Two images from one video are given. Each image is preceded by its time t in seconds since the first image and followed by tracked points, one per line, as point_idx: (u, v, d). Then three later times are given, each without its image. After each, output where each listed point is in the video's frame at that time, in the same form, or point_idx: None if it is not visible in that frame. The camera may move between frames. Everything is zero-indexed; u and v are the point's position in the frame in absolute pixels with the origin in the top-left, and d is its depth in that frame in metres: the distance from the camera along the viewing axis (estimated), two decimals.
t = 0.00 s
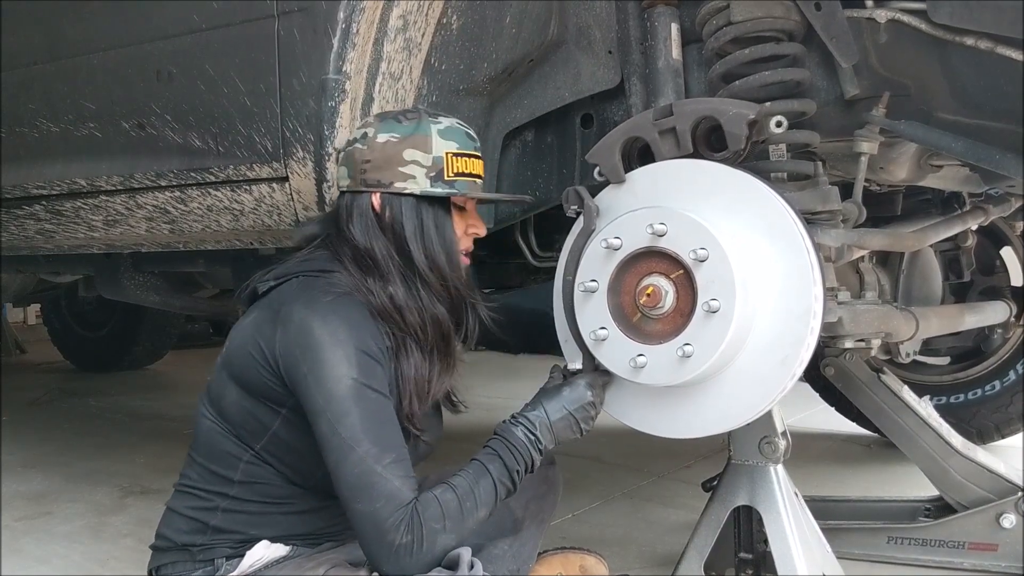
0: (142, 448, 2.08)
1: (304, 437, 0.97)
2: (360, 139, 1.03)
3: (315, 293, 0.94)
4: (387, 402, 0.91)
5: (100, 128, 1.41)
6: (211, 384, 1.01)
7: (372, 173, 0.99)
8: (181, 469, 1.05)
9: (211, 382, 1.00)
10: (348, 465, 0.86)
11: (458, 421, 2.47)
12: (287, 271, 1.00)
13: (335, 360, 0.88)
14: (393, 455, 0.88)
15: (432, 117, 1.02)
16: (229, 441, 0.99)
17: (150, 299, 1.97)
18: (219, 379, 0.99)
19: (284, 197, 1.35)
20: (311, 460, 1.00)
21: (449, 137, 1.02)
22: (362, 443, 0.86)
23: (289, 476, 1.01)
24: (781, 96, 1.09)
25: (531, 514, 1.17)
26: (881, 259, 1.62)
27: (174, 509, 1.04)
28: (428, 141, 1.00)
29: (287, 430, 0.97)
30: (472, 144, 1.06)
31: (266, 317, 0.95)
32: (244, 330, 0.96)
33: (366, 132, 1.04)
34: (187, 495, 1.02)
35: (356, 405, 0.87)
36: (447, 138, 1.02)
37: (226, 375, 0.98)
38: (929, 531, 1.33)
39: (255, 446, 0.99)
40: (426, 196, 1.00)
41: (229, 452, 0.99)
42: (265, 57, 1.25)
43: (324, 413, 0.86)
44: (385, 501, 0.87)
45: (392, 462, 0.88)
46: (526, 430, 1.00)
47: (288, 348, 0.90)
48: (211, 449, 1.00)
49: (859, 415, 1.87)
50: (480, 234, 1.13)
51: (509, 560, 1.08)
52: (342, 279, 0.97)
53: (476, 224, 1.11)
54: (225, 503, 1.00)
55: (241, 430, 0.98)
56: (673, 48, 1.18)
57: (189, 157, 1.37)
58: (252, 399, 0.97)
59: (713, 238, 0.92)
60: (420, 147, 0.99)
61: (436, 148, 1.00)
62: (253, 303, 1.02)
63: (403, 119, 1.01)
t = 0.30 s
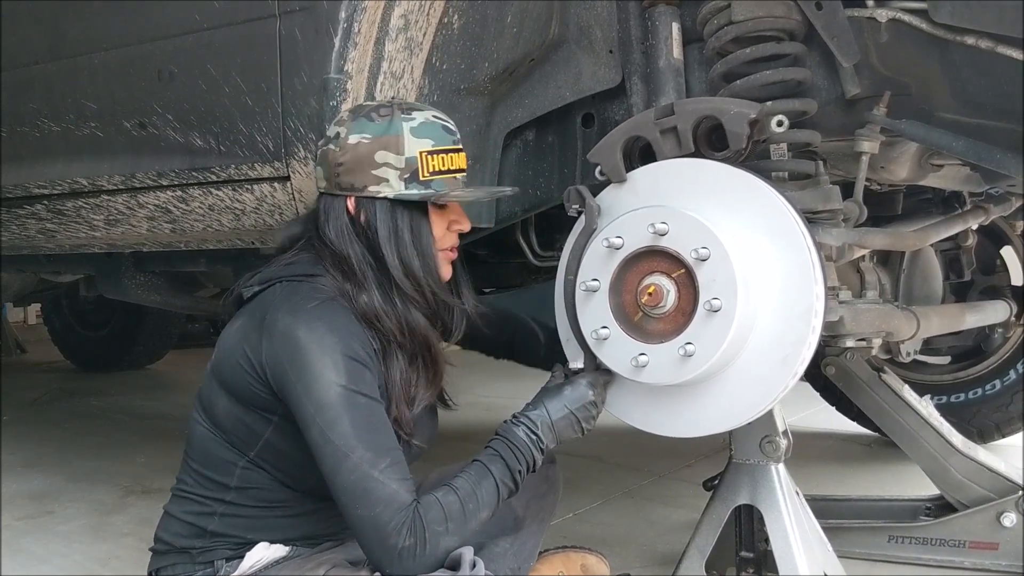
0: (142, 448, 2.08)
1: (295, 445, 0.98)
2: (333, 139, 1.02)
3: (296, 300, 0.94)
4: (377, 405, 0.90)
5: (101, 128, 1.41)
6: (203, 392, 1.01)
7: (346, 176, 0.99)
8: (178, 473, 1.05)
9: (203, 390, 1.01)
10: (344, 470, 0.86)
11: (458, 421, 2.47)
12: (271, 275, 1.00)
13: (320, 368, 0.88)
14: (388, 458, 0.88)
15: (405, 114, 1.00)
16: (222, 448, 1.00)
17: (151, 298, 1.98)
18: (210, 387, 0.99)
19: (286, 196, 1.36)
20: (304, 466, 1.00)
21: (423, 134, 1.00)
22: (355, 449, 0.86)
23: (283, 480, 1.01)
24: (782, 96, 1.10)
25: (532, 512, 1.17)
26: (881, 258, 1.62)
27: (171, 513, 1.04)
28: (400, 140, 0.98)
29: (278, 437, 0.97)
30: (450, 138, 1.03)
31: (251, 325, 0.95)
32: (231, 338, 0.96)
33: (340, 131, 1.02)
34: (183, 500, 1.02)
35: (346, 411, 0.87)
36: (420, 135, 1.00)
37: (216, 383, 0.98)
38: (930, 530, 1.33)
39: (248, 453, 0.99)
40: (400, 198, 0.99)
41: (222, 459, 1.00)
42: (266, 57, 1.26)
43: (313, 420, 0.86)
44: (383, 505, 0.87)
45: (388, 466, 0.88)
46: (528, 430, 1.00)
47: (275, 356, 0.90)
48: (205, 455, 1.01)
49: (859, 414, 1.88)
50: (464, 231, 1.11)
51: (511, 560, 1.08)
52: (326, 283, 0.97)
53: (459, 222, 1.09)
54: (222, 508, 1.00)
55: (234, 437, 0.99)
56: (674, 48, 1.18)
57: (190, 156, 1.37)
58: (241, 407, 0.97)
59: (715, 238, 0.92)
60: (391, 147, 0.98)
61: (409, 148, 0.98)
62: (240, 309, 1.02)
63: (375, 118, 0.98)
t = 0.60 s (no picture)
0: (142, 448, 2.08)
1: (279, 451, 0.97)
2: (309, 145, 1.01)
3: (276, 309, 0.93)
4: (363, 413, 0.90)
5: (102, 129, 1.41)
6: (192, 399, 1.01)
7: (316, 183, 0.97)
8: (173, 478, 1.05)
9: (192, 398, 1.01)
10: (335, 480, 0.86)
11: (457, 421, 2.47)
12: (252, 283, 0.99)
13: (302, 380, 0.87)
14: (379, 465, 0.88)
15: (374, 119, 0.97)
16: (212, 455, 1.00)
17: (151, 299, 1.98)
18: (199, 396, 0.99)
19: (286, 196, 1.37)
20: (292, 474, 0.99)
21: (392, 139, 0.97)
22: (345, 458, 0.86)
23: (274, 487, 1.01)
24: (782, 97, 1.10)
25: (531, 511, 1.17)
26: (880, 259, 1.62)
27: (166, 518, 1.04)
28: (367, 146, 0.96)
29: (266, 446, 0.97)
30: (423, 142, 1.00)
31: (233, 336, 0.94)
32: (216, 348, 0.96)
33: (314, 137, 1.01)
34: (178, 505, 1.03)
35: (331, 421, 0.87)
36: (388, 140, 0.97)
37: (203, 393, 0.98)
38: (930, 530, 1.33)
39: (237, 460, 0.99)
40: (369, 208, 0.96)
41: (212, 465, 1.00)
42: (267, 58, 1.26)
43: (298, 431, 0.86)
44: (379, 511, 0.87)
45: (380, 472, 0.88)
46: (528, 431, 1.00)
47: (255, 369, 0.90)
48: (195, 462, 1.01)
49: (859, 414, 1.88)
50: (444, 237, 1.06)
51: (510, 560, 1.08)
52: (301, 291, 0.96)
53: (438, 228, 1.04)
54: (216, 514, 1.00)
55: (222, 445, 0.99)
56: (673, 48, 1.18)
57: (190, 157, 1.37)
58: (227, 417, 0.97)
59: (714, 238, 0.93)
60: (358, 154, 0.96)
61: (376, 154, 0.96)
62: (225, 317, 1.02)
63: (343, 123, 0.97)
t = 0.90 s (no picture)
0: (142, 449, 2.08)
1: (274, 454, 0.97)
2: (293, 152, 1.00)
3: (266, 316, 0.93)
4: (357, 415, 0.90)
5: (101, 129, 1.40)
6: (189, 403, 1.01)
7: (301, 192, 0.97)
8: (171, 481, 1.05)
9: (189, 401, 1.01)
10: (333, 482, 0.86)
11: (457, 421, 2.47)
12: (245, 287, 1.00)
13: (292, 386, 0.87)
14: (376, 467, 0.88)
15: (352, 122, 0.95)
16: (208, 458, 0.99)
17: (151, 299, 1.97)
18: (194, 399, 0.99)
19: (286, 196, 1.37)
20: (285, 478, 0.99)
21: (371, 141, 0.95)
22: (341, 461, 0.86)
23: (270, 490, 1.01)
24: (783, 96, 1.09)
25: (532, 511, 1.16)
26: (880, 258, 1.61)
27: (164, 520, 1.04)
28: (347, 151, 0.94)
29: (259, 450, 0.97)
30: (405, 142, 0.98)
31: (225, 342, 0.94)
32: (210, 354, 0.96)
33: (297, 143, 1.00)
34: (176, 507, 1.03)
35: (324, 425, 0.87)
36: (367, 143, 0.95)
37: (198, 397, 0.98)
38: (930, 531, 1.33)
39: (232, 463, 0.99)
40: (353, 214, 0.95)
41: (208, 468, 1.00)
42: (266, 58, 1.26)
43: (291, 436, 0.86)
44: (379, 513, 0.87)
45: (378, 474, 0.88)
46: (532, 432, 0.99)
47: (245, 375, 0.89)
48: (192, 464, 1.01)
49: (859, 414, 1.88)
50: (435, 237, 1.04)
51: (509, 560, 1.08)
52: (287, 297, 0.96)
53: (428, 228, 1.02)
54: (213, 517, 1.00)
55: (218, 449, 0.98)
56: (673, 48, 1.18)
57: (189, 157, 1.37)
58: (221, 421, 0.97)
59: (714, 238, 0.92)
60: (337, 160, 0.94)
61: (356, 159, 0.94)
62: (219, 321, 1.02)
63: (322, 129, 0.95)
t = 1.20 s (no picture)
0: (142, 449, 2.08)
1: (269, 457, 0.97)
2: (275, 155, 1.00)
3: (258, 318, 0.92)
4: (350, 415, 0.90)
5: (100, 130, 1.41)
6: (182, 408, 1.01)
7: (286, 194, 0.97)
8: (166, 486, 1.05)
9: (182, 406, 1.01)
10: (331, 482, 0.86)
11: (457, 421, 2.47)
12: (234, 290, 0.99)
13: (285, 387, 0.87)
14: (374, 466, 0.88)
15: (333, 119, 0.96)
16: (201, 462, 1.00)
17: (151, 299, 1.98)
18: (188, 404, 1.00)
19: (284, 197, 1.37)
20: (280, 479, 0.99)
21: (354, 136, 0.95)
22: (338, 461, 0.86)
23: (265, 493, 1.01)
24: (782, 97, 1.10)
25: (530, 510, 1.16)
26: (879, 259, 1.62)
27: (161, 524, 1.04)
28: (331, 148, 0.95)
29: (254, 452, 0.97)
30: (388, 136, 0.98)
31: (217, 345, 0.94)
32: (202, 359, 0.96)
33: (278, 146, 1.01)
34: (171, 511, 1.03)
35: (318, 425, 0.87)
36: (350, 139, 0.95)
37: (191, 401, 0.98)
38: (930, 531, 1.33)
39: (226, 466, 0.99)
40: (342, 211, 0.95)
41: (202, 472, 1.00)
42: (266, 59, 1.26)
43: (286, 436, 0.86)
44: (378, 511, 0.87)
45: (376, 472, 0.88)
46: (535, 432, 0.99)
47: (237, 378, 0.89)
48: (186, 468, 1.01)
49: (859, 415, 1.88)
50: (423, 227, 1.05)
51: (508, 559, 1.09)
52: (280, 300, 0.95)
53: (415, 219, 1.03)
54: (209, 520, 1.00)
55: (212, 453, 0.98)
56: (672, 49, 1.18)
57: (189, 158, 1.38)
58: (215, 425, 0.97)
59: (713, 239, 0.93)
60: (322, 157, 0.94)
61: (341, 155, 0.94)
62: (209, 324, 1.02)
63: (303, 128, 0.96)
